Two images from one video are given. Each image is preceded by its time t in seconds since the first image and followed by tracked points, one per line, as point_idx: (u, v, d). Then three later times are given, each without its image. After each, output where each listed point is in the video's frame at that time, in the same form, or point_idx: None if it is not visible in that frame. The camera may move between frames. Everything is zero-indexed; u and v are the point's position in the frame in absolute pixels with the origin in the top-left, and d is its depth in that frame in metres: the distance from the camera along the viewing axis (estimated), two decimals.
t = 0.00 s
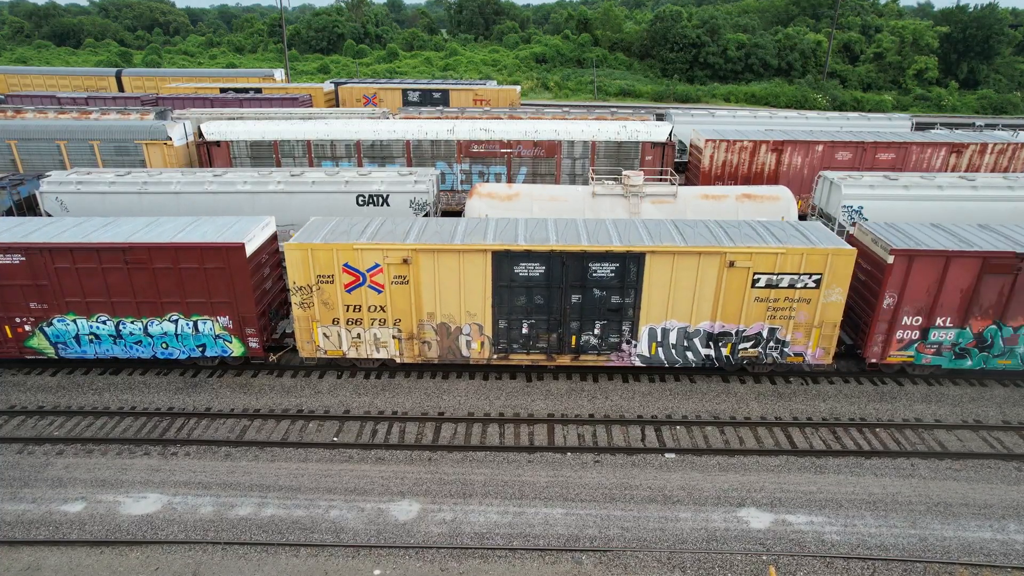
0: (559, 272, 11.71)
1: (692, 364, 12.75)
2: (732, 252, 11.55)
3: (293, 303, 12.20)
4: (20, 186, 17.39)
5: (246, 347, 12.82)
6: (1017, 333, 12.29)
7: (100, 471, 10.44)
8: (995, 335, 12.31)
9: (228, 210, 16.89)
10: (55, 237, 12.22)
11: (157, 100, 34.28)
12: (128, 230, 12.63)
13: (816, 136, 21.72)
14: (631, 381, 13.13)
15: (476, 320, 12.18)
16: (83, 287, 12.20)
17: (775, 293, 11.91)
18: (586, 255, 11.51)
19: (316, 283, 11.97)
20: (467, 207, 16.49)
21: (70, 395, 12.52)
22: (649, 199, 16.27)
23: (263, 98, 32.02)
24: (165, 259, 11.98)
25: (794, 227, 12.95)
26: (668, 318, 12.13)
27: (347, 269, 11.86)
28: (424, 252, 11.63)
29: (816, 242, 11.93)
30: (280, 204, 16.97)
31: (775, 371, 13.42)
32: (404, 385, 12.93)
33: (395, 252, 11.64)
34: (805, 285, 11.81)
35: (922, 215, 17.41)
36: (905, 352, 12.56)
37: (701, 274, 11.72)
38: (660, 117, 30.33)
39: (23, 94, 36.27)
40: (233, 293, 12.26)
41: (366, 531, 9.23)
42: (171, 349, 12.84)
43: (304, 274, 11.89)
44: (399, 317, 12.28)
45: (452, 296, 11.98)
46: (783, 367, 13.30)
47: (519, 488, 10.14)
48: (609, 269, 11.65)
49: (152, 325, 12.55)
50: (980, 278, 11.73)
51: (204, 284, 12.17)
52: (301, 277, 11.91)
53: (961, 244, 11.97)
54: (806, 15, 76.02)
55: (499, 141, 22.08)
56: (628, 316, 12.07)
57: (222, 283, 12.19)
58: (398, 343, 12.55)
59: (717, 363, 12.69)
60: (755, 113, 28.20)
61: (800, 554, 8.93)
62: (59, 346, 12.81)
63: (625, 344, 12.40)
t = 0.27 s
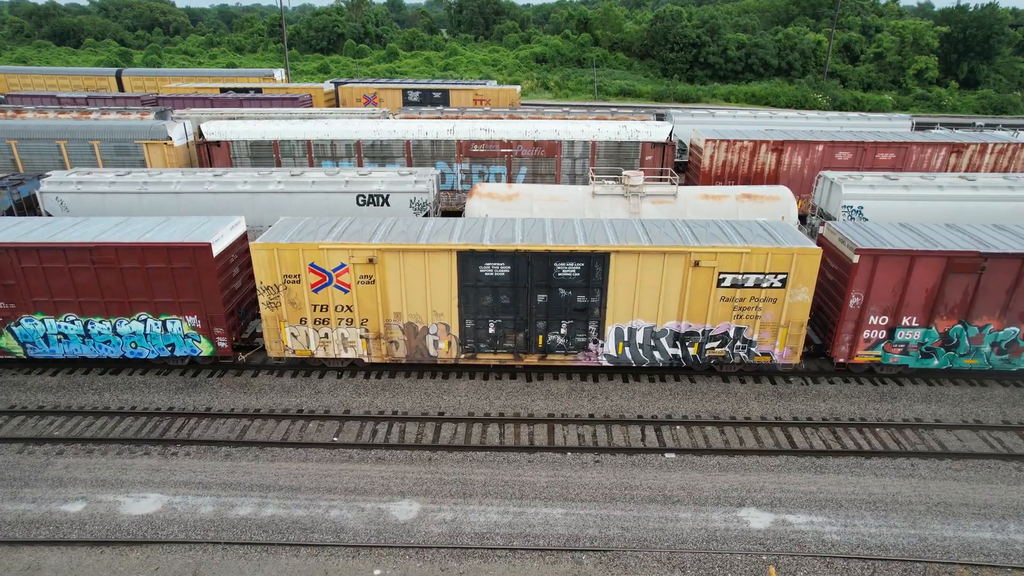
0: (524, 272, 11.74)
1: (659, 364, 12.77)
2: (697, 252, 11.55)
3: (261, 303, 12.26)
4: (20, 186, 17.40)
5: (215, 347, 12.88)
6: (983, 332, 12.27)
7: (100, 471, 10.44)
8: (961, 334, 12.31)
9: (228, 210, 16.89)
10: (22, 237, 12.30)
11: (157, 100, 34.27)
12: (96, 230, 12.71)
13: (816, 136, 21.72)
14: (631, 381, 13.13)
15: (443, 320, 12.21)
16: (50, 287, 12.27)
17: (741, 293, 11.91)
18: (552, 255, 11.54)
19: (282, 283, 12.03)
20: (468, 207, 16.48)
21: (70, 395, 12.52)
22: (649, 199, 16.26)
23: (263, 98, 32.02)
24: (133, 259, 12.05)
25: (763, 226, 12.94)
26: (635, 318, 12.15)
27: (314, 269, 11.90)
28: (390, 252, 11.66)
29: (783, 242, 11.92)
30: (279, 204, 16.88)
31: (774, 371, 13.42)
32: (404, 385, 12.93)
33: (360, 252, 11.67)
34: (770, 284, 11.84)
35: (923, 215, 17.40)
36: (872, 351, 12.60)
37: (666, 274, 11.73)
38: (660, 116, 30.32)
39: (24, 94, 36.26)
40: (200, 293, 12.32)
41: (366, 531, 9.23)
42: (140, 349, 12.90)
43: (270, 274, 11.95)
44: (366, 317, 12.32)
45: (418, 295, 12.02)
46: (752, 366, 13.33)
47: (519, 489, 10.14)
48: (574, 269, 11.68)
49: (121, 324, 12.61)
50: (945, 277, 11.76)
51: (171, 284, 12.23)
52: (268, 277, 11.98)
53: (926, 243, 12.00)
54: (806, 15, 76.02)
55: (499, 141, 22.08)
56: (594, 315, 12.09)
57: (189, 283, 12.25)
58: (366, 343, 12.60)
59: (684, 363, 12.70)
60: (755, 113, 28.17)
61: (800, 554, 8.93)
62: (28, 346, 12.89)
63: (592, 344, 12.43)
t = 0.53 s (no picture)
0: (489, 272, 11.78)
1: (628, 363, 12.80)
2: (661, 252, 11.58)
3: (228, 303, 12.26)
4: (21, 187, 17.41)
5: (184, 347, 12.90)
6: (949, 331, 12.31)
7: (101, 471, 10.44)
8: (927, 334, 12.36)
9: (228, 210, 16.88)
10: None
11: (157, 100, 34.28)
12: (65, 231, 12.74)
13: (816, 136, 21.71)
14: (631, 381, 13.13)
15: (410, 320, 12.23)
16: (18, 287, 12.30)
17: (706, 292, 11.95)
18: (516, 254, 11.58)
19: (249, 283, 12.05)
20: (468, 207, 16.47)
21: (71, 395, 12.53)
22: (650, 199, 16.25)
23: (263, 98, 32.02)
24: (100, 259, 12.07)
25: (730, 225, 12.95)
26: (601, 317, 12.19)
27: (280, 269, 11.92)
28: (355, 252, 11.68)
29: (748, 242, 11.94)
30: (280, 205, 16.87)
31: (775, 371, 13.42)
32: (404, 385, 12.93)
33: (326, 252, 11.70)
34: (736, 284, 11.86)
35: (923, 215, 17.40)
36: (840, 351, 12.65)
37: (632, 274, 11.77)
38: (660, 117, 30.32)
39: (24, 94, 36.27)
40: (168, 293, 12.34)
41: (366, 531, 9.23)
42: (108, 349, 12.92)
43: (237, 274, 11.97)
44: (334, 317, 12.33)
45: (385, 295, 12.05)
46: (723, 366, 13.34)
47: (519, 489, 10.14)
48: (539, 269, 11.72)
49: (89, 324, 12.63)
50: (909, 277, 11.80)
51: (139, 284, 12.25)
52: (235, 277, 11.99)
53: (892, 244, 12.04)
54: (806, 15, 76.01)
55: (499, 141, 22.08)
56: (560, 314, 12.14)
57: (157, 283, 12.27)
58: (334, 342, 12.60)
59: (652, 362, 12.73)
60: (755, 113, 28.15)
61: (800, 554, 8.93)
62: None
63: (559, 343, 12.46)
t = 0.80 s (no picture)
0: (455, 272, 11.78)
1: (596, 363, 12.79)
2: (626, 251, 11.58)
3: (196, 303, 12.26)
4: (21, 187, 17.41)
5: (152, 347, 12.91)
6: (915, 331, 12.33)
7: (101, 472, 10.44)
8: (893, 334, 12.40)
9: (229, 210, 16.88)
10: None
11: (157, 100, 34.28)
12: (32, 231, 12.73)
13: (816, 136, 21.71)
14: (632, 381, 13.13)
15: (377, 320, 12.23)
16: None
17: (672, 292, 11.94)
18: (482, 254, 11.58)
19: (216, 284, 12.04)
20: (467, 208, 16.46)
21: (71, 396, 12.54)
22: (650, 199, 16.24)
23: (263, 98, 32.02)
24: (66, 259, 12.07)
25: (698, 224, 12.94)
26: (567, 317, 12.19)
27: (246, 269, 11.91)
28: (321, 253, 11.67)
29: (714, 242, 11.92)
30: (279, 205, 16.85)
31: (775, 371, 13.41)
32: (405, 385, 12.93)
33: (292, 252, 11.70)
34: (701, 283, 11.85)
35: (923, 215, 17.39)
36: (807, 351, 12.65)
37: (597, 273, 11.76)
38: (659, 117, 30.33)
39: (24, 94, 36.27)
40: (135, 293, 12.35)
41: (367, 532, 9.23)
42: (77, 349, 12.93)
43: (204, 274, 11.96)
44: (301, 317, 12.32)
45: (352, 295, 12.04)
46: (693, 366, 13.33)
47: (520, 489, 10.14)
48: (505, 269, 11.72)
49: (57, 325, 12.63)
50: (875, 277, 11.81)
51: (106, 284, 12.26)
52: (202, 277, 11.98)
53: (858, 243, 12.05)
54: (806, 15, 76.01)
55: (499, 141, 22.08)
56: (527, 314, 12.13)
57: (124, 283, 12.27)
58: (301, 343, 12.59)
59: (620, 362, 12.71)
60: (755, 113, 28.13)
61: (800, 554, 8.92)
62: None
63: (526, 343, 12.46)
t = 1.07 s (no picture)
0: (421, 272, 11.76)
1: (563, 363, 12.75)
2: (591, 251, 11.55)
3: (164, 303, 12.25)
4: (21, 187, 17.40)
5: (121, 347, 12.90)
6: (882, 330, 12.31)
7: (101, 472, 10.44)
8: (860, 334, 12.36)
9: (229, 210, 16.89)
10: None
11: (157, 100, 34.28)
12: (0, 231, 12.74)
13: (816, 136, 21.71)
14: (632, 381, 13.12)
15: (344, 320, 12.20)
16: None
17: (638, 292, 11.91)
18: (446, 254, 11.56)
19: (183, 284, 12.04)
20: (468, 207, 16.47)
21: (71, 395, 12.55)
22: (650, 199, 16.26)
23: (263, 98, 32.02)
24: (33, 259, 12.07)
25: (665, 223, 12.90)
26: (534, 317, 12.16)
27: (213, 269, 11.90)
28: (287, 253, 11.66)
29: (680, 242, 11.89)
30: (279, 205, 16.85)
31: (775, 371, 13.41)
32: (404, 385, 12.93)
33: (258, 252, 11.67)
34: (667, 283, 11.83)
35: (923, 215, 17.39)
36: (774, 351, 12.63)
37: (562, 274, 11.74)
38: (660, 117, 30.32)
39: (24, 94, 36.27)
40: (102, 293, 12.34)
41: (367, 532, 9.23)
42: (46, 349, 12.93)
43: (171, 274, 11.96)
44: (268, 317, 12.29)
45: (318, 295, 12.02)
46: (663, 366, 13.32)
47: (519, 489, 10.14)
48: (470, 268, 11.70)
49: (25, 325, 12.62)
50: (841, 276, 11.79)
51: (74, 284, 12.25)
52: (169, 277, 11.98)
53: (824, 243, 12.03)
54: (806, 14, 76.01)
55: (499, 141, 22.08)
56: (492, 314, 12.13)
57: (92, 283, 12.27)
58: (269, 343, 12.55)
59: (587, 362, 12.69)
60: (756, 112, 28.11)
61: (800, 555, 8.92)
62: None
63: (493, 342, 12.42)
